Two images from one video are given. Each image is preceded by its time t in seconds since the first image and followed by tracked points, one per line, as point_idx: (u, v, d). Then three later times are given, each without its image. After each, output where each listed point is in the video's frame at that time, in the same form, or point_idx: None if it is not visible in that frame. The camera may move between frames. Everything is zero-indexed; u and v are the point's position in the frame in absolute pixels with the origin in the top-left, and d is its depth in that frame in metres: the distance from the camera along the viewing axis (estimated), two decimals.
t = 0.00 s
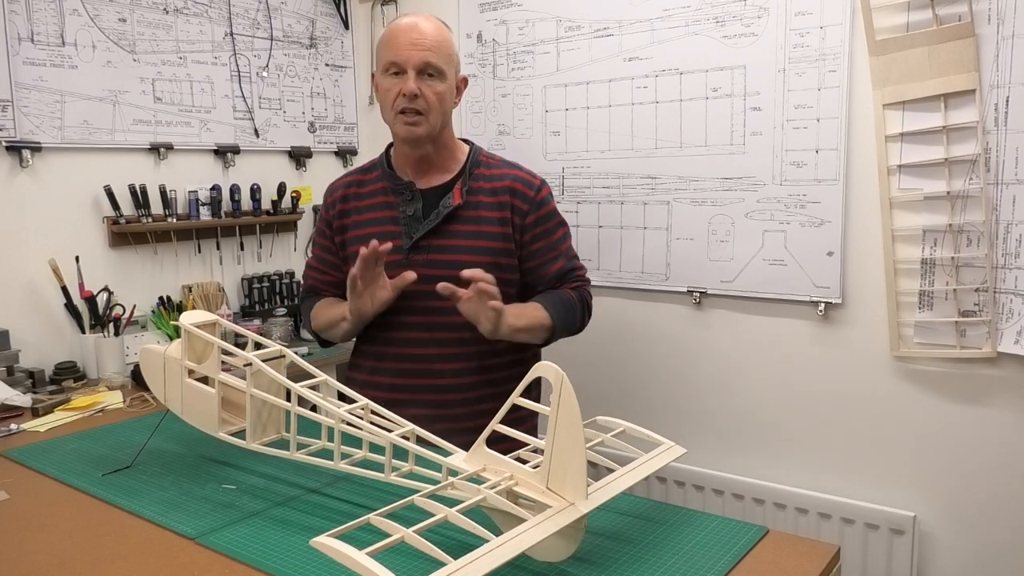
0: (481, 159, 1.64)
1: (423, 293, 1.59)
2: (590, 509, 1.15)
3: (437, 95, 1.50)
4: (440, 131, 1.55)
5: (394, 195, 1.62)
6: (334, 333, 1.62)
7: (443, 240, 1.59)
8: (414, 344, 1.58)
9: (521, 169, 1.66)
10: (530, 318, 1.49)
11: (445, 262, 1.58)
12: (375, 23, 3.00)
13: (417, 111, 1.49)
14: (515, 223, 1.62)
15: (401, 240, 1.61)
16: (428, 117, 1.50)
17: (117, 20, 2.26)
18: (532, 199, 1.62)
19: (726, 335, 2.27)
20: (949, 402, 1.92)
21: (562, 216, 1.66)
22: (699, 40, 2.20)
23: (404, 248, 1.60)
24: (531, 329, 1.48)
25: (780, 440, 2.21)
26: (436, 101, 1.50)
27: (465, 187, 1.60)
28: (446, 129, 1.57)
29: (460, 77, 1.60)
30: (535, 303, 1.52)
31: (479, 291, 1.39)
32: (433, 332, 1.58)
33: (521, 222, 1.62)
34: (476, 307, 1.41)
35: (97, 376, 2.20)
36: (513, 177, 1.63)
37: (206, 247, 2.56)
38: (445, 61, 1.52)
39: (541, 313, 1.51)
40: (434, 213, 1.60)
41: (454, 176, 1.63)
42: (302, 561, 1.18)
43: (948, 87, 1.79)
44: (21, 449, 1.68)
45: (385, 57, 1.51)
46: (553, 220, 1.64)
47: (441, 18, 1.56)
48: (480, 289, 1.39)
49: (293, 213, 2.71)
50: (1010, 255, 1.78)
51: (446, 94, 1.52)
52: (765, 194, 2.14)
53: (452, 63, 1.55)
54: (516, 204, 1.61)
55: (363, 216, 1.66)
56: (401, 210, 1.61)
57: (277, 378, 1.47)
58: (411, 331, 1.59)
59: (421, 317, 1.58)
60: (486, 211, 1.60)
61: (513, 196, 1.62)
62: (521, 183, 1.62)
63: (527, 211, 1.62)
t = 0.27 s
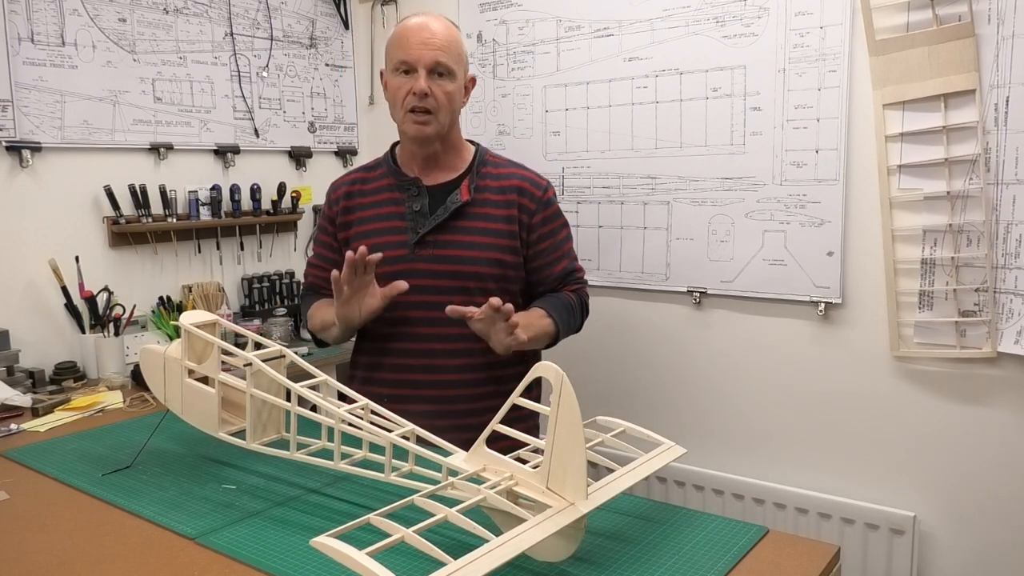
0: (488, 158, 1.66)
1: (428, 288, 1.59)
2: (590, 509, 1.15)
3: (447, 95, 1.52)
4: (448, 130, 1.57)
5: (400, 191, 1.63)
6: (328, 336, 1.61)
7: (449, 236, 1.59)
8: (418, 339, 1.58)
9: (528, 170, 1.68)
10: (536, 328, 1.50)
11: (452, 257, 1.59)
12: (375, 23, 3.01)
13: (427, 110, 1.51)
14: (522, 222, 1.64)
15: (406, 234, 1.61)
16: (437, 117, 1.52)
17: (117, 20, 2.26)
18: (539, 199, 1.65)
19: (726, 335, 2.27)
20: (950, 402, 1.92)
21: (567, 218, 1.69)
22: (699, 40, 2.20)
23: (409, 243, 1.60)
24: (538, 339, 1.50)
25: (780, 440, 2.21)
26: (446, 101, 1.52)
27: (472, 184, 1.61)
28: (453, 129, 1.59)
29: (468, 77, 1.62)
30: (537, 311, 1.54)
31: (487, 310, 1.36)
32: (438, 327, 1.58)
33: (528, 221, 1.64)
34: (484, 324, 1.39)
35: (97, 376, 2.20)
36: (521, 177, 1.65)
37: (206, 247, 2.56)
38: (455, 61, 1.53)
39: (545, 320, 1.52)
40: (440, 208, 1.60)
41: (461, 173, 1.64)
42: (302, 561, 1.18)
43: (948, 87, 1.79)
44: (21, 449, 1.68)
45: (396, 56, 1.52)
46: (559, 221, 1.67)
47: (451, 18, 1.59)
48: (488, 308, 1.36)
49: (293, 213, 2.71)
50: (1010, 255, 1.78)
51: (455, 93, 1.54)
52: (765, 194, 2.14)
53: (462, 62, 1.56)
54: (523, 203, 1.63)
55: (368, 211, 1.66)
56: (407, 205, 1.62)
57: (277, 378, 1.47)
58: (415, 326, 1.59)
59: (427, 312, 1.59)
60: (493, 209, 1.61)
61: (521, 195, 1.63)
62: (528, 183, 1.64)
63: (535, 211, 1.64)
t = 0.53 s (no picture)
0: (494, 159, 1.66)
1: (435, 287, 1.59)
2: (590, 509, 1.15)
3: (447, 105, 1.51)
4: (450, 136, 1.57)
5: (406, 190, 1.63)
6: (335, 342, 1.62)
7: (455, 235, 1.60)
8: (424, 338, 1.59)
9: (533, 170, 1.68)
10: (535, 330, 1.50)
11: (458, 256, 1.59)
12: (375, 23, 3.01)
13: (428, 125, 1.51)
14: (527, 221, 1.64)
15: (412, 233, 1.61)
16: (439, 129, 1.52)
17: (117, 20, 2.26)
18: (545, 199, 1.65)
19: (726, 335, 2.27)
20: (950, 402, 1.92)
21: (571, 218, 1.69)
22: (699, 40, 2.20)
23: (415, 242, 1.60)
24: (538, 341, 1.50)
25: (780, 440, 2.21)
26: (446, 112, 1.51)
27: (478, 184, 1.61)
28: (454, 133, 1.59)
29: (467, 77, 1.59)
30: (537, 313, 1.54)
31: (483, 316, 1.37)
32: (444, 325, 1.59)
33: (534, 221, 1.64)
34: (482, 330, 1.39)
35: (97, 376, 2.20)
36: (526, 177, 1.65)
37: (206, 247, 2.56)
38: (453, 69, 1.50)
39: (545, 323, 1.52)
40: (447, 207, 1.60)
41: (467, 173, 1.64)
42: (302, 561, 1.18)
43: (948, 87, 1.79)
44: (21, 449, 1.68)
45: (393, 69, 1.49)
46: (564, 221, 1.67)
47: (445, 18, 1.55)
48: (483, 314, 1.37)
49: (293, 213, 2.71)
50: (1010, 255, 1.78)
51: (456, 101, 1.53)
52: (765, 194, 2.14)
53: (461, 67, 1.54)
54: (529, 202, 1.63)
55: (373, 211, 1.66)
56: (412, 204, 1.62)
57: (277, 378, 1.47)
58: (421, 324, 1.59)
59: (433, 311, 1.59)
60: (499, 208, 1.61)
61: (527, 195, 1.64)
62: (534, 183, 1.65)
63: (540, 211, 1.64)
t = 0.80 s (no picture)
0: (497, 160, 1.66)
1: (437, 288, 1.59)
2: (590, 509, 1.15)
3: (423, 115, 1.50)
4: (436, 143, 1.56)
5: (409, 191, 1.63)
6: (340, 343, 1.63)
7: (458, 236, 1.60)
8: (424, 338, 1.59)
9: (536, 172, 1.68)
10: (536, 333, 1.50)
11: (461, 258, 1.59)
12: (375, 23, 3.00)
13: (406, 135, 1.52)
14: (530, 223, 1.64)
15: (414, 234, 1.61)
16: (418, 139, 1.52)
17: (117, 20, 2.26)
18: (548, 202, 1.64)
19: (726, 335, 2.27)
20: (950, 402, 1.92)
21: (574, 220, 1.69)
22: (699, 41, 2.20)
23: (417, 243, 1.61)
24: (538, 344, 1.50)
25: (781, 440, 2.21)
26: (424, 121, 1.50)
27: (481, 185, 1.61)
28: (444, 138, 1.57)
29: (455, 80, 1.55)
30: (537, 316, 1.54)
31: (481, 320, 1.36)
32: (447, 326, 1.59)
33: (536, 223, 1.64)
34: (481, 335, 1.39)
35: (97, 376, 2.20)
36: (530, 179, 1.64)
37: (206, 247, 2.56)
38: (428, 78, 1.48)
39: (545, 326, 1.53)
40: (449, 208, 1.61)
41: (469, 175, 1.64)
42: (302, 561, 1.18)
43: (948, 87, 1.79)
44: (21, 449, 1.68)
45: (372, 80, 1.50)
46: (566, 223, 1.67)
47: (434, 20, 1.52)
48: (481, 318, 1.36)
49: (293, 213, 2.71)
50: (1010, 255, 1.78)
51: (436, 109, 1.51)
52: (765, 194, 2.14)
53: (441, 73, 1.50)
54: (532, 204, 1.63)
55: (375, 211, 1.66)
56: (415, 205, 1.62)
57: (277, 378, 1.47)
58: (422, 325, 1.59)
59: (436, 312, 1.59)
60: (502, 210, 1.61)
61: (530, 197, 1.63)
62: (537, 185, 1.64)
63: (543, 213, 1.64)
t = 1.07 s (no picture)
0: (496, 160, 1.65)
1: (434, 289, 1.59)
2: (590, 509, 1.15)
3: (417, 117, 1.50)
4: (431, 144, 1.56)
5: (407, 192, 1.63)
6: (340, 344, 1.63)
7: (455, 238, 1.60)
8: (424, 339, 1.59)
9: (535, 171, 1.67)
10: (534, 334, 1.50)
11: (458, 259, 1.59)
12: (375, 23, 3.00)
13: (400, 137, 1.52)
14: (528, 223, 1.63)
15: (412, 236, 1.61)
16: (413, 141, 1.52)
17: (117, 20, 2.26)
18: (546, 202, 1.63)
19: (726, 335, 2.27)
20: (950, 402, 1.92)
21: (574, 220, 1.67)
22: (699, 41, 2.20)
23: (415, 244, 1.61)
24: (536, 346, 1.50)
25: (781, 440, 2.21)
26: (417, 123, 1.50)
27: (479, 185, 1.60)
28: (439, 139, 1.57)
29: (449, 81, 1.54)
30: (536, 317, 1.55)
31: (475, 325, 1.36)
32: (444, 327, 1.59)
33: (534, 223, 1.63)
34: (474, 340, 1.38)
35: (97, 376, 2.20)
36: (528, 179, 1.63)
37: (206, 247, 2.56)
38: (420, 80, 1.47)
39: (544, 326, 1.53)
40: (446, 210, 1.60)
41: (467, 176, 1.64)
42: (302, 561, 1.18)
43: (948, 87, 1.79)
44: (21, 449, 1.68)
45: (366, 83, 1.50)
46: (566, 223, 1.65)
47: (426, 22, 1.50)
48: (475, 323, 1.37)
49: (293, 213, 2.71)
50: (1010, 255, 1.78)
51: (429, 111, 1.50)
52: (765, 194, 2.14)
53: (434, 74, 1.49)
54: (530, 204, 1.62)
55: (374, 211, 1.66)
56: (413, 206, 1.62)
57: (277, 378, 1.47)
58: (420, 325, 1.59)
59: (433, 313, 1.59)
60: (499, 210, 1.61)
61: (527, 197, 1.62)
62: (535, 185, 1.63)
63: (541, 213, 1.63)
